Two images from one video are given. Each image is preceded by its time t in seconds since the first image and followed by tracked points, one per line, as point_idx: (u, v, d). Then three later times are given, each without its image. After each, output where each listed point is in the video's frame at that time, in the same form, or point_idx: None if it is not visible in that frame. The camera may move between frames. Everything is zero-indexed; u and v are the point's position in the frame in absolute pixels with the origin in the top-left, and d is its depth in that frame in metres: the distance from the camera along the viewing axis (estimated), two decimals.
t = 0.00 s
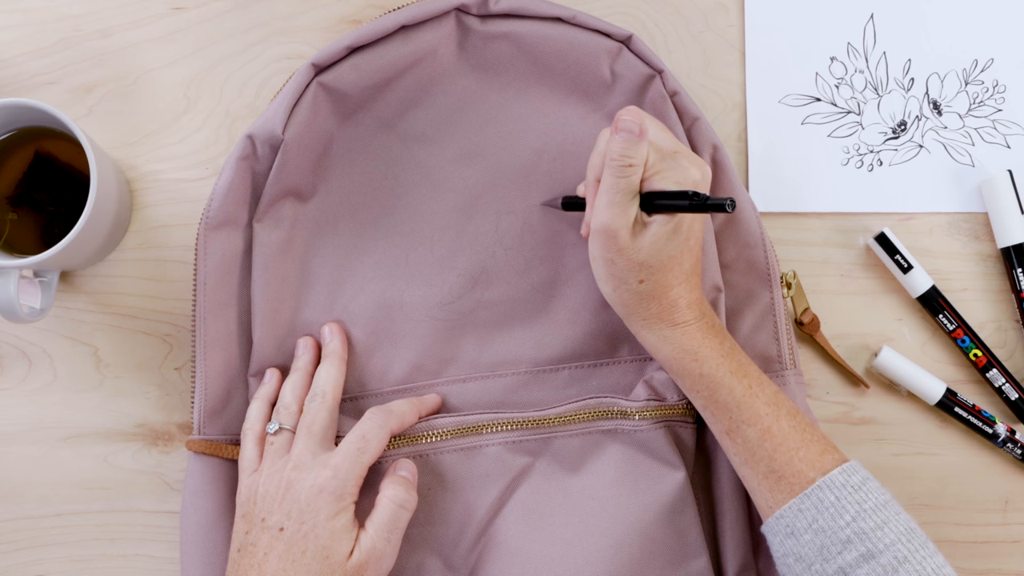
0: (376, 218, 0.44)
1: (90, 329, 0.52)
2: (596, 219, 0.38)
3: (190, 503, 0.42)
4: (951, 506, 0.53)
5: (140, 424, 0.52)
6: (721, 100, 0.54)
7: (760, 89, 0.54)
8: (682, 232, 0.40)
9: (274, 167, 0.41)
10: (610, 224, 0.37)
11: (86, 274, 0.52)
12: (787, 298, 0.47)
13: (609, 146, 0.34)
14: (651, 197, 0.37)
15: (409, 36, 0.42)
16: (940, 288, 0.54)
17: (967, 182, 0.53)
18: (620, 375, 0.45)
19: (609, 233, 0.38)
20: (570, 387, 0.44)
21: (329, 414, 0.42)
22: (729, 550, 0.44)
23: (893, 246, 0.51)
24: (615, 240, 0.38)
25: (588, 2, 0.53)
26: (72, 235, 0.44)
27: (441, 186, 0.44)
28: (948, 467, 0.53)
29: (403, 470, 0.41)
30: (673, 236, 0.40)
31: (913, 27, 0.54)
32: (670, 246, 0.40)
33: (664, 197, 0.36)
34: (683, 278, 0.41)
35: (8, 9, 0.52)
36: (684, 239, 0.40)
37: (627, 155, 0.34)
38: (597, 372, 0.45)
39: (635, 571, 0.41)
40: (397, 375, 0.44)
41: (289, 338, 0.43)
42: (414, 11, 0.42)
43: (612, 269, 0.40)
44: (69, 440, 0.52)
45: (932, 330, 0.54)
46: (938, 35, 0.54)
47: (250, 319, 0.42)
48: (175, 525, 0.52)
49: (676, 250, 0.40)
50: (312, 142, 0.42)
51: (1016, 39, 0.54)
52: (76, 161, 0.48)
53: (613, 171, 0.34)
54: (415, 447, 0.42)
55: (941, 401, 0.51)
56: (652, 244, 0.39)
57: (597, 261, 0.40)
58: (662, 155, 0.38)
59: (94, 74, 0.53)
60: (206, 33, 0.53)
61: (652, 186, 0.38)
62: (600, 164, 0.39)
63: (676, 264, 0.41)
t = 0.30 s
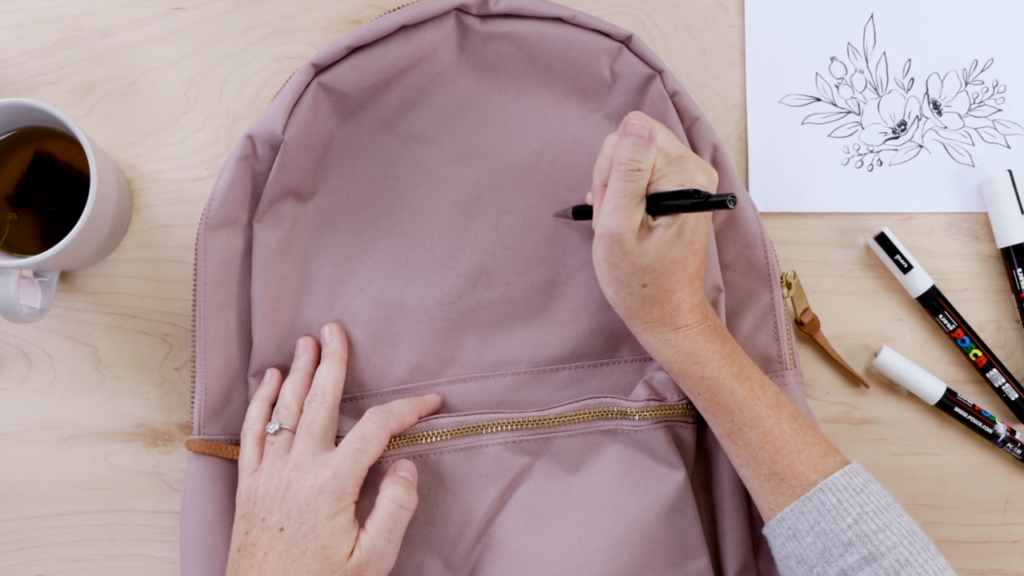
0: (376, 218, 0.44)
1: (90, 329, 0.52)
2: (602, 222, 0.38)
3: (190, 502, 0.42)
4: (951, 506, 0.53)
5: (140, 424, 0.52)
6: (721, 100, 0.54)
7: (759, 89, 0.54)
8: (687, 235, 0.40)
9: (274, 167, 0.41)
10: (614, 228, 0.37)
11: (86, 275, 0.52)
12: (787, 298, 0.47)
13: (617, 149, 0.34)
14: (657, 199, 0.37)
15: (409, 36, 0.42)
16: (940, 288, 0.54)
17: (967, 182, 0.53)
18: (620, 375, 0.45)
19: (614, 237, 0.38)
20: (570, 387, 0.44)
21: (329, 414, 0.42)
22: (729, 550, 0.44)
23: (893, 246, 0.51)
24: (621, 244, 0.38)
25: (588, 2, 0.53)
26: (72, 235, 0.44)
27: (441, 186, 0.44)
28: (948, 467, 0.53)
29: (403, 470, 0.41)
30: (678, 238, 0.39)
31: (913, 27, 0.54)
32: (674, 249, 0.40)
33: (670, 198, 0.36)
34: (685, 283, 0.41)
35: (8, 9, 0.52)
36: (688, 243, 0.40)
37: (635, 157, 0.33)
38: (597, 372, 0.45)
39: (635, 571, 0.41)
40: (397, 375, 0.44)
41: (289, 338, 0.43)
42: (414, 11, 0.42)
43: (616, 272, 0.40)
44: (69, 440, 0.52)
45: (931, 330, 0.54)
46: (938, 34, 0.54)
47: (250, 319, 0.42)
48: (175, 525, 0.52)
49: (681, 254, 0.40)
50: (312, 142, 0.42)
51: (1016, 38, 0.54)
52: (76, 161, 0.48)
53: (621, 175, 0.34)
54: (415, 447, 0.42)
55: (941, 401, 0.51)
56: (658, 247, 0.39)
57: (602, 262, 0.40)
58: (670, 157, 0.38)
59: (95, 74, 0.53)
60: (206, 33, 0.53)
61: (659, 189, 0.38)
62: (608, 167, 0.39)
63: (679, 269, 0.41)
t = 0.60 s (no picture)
0: (376, 218, 0.44)
1: (90, 329, 0.52)
2: (613, 230, 0.38)
3: (190, 502, 0.42)
4: (951, 506, 0.53)
5: (140, 424, 0.52)
6: (721, 100, 0.54)
7: (759, 88, 0.54)
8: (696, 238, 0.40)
9: (274, 167, 0.41)
10: (628, 236, 0.37)
11: (86, 274, 0.52)
12: (787, 298, 0.47)
13: (624, 157, 0.35)
14: (669, 202, 0.37)
15: (409, 36, 0.42)
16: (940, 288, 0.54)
17: (967, 182, 0.53)
18: (620, 375, 0.45)
19: (628, 244, 0.38)
20: (570, 387, 0.44)
21: (329, 414, 0.42)
22: (730, 549, 0.44)
23: (893, 246, 0.51)
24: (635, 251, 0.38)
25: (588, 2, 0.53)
26: (72, 235, 0.44)
27: (441, 186, 0.44)
28: (947, 467, 0.53)
29: (403, 470, 0.41)
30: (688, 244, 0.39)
31: (913, 26, 0.54)
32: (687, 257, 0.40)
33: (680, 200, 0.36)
34: (702, 286, 0.41)
35: (8, 9, 0.52)
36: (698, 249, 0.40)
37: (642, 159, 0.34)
38: (597, 372, 0.45)
39: (635, 571, 0.41)
40: (397, 375, 0.44)
41: (288, 338, 0.43)
42: (414, 11, 0.42)
43: (631, 280, 0.40)
44: (69, 440, 0.52)
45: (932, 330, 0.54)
46: (938, 34, 0.54)
47: (250, 319, 0.42)
48: (175, 525, 0.52)
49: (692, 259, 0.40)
50: (312, 142, 0.42)
51: (1016, 38, 0.54)
52: (76, 161, 0.48)
53: (630, 182, 0.35)
54: (414, 447, 0.42)
55: (941, 401, 0.51)
56: (671, 254, 0.39)
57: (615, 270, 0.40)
58: (672, 162, 0.38)
59: (95, 73, 0.53)
60: (206, 33, 0.53)
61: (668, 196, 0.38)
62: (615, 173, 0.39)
63: (694, 272, 0.40)
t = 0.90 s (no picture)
0: (376, 218, 0.44)
1: (90, 329, 0.52)
2: (613, 233, 0.38)
3: (190, 502, 0.42)
4: (951, 506, 0.53)
5: (140, 424, 0.52)
6: (721, 100, 0.54)
7: (759, 88, 0.54)
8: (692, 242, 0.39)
9: (273, 167, 0.41)
10: (628, 238, 0.37)
11: (86, 274, 0.52)
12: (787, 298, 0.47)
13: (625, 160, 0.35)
14: (669, 206, 0.37)
15: (409, 36, 0.42)
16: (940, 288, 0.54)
17: (967, 182, 0.53)
18: (620, 375, 0.45)
19: (627, 246, 0.38)
20: (570, 387, 0.44)
21: (329, 414, 0.42)
22: (729, 549, 0.44)
23: (893, 246, 0.51)
24: (633, 254, 0.38)
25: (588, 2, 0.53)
26: (72, 235, 0.44)
27: (441, 186, 0.44)
28: (947, 467, 0.53)
29: (403, 470, 0.41)
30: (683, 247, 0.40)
31: (913, 27, 0.54)
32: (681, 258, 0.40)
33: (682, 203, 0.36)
34: (700, 289, 0.41)
35: (8, 9, 0.52)
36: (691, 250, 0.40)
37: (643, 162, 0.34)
38: (597, 372, 0.45)
39: (635, 571, 0.41)
40: (397, 375, 0.44)
41: (288, 338, 0.43)
42: (414, 11, 0.42)
43: (630, 282, 0.40)
44: (69, 440, 0.52)
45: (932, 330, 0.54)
46: (938, 34, 0.54)
47: (250, 319, 0.42)
48: (175, 525, 0.52)
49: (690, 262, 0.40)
50: (312, 142, 0.42)
51: (1016, 38, 0.54)
52: (76, 161, 0.48)
53: (631, 185, 0.35)
54: (414, 447, 0.42)
55: (941, 401, 0.51)
56: (670, 256, 0.39)
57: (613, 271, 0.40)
58: (672, 165, 0.38)
59: (95, 74, 0.53)
60: (206, 33, 0.53)
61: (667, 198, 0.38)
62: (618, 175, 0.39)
63: (693, 275, 0.41)
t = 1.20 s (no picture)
0: (376, 218, 0.44)
1: (90, 329, 0.52)
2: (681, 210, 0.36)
3: (190, 503, 0.42)
4: (951, 506, 0.53)
5: (140, 424, 0.52)
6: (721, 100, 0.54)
7: (759, 88, 0.54)
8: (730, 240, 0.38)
9: (273, 167, 0.41)
10: (700, 216, 0.36)
11: (86, 274, 0.52)
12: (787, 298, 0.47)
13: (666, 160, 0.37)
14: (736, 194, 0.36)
15: (408, 36, 0.42)
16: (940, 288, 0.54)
17: (968, 182, 0.53)
18: (620, 375, 0.45)
19: (697, 227, 0.36)
20: (570, 387, 0.44)
21: (327, 414, 0.42)
22: (729, 549, 0.44)
23: (893, 245, 0.51)
24: (704, 235, 0.36)
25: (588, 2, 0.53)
26: (72, 234, 0.44)
27: (441, 186, 0.44)
28: (947, 467, 0.53)
29: (404, 469, 0.41)
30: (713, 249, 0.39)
31: (913, 27, 0.54)
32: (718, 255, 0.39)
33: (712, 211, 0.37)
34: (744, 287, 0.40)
35: (8, 9, 0.52)
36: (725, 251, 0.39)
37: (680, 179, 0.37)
38: (597, 372, 0.45)
39: (635, 571, 0.41)
40: (396, 375, 0.44)
41: (287, 337, 0.43)
42: (413, 11, 0.42)
43: (690, 268, 0.37)
44: (69, 440, 0.52)
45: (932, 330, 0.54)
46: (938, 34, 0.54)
47: (250, 319, 0.42)
48: (176, 525, 0.52)
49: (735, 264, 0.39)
50: (312, 142, 0.42)
51: (1016, 38, 0.54)
52: (76, 161, 0.48)
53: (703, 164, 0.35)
54: (414, 447, 0.42)
55: (941, 401, 0.51)
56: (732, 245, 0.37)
57: (668, 257, 0.37)
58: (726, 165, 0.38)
59: (95, 74, 0.53)
60: (206, 33, 0.53)
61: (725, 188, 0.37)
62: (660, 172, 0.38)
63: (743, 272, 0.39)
